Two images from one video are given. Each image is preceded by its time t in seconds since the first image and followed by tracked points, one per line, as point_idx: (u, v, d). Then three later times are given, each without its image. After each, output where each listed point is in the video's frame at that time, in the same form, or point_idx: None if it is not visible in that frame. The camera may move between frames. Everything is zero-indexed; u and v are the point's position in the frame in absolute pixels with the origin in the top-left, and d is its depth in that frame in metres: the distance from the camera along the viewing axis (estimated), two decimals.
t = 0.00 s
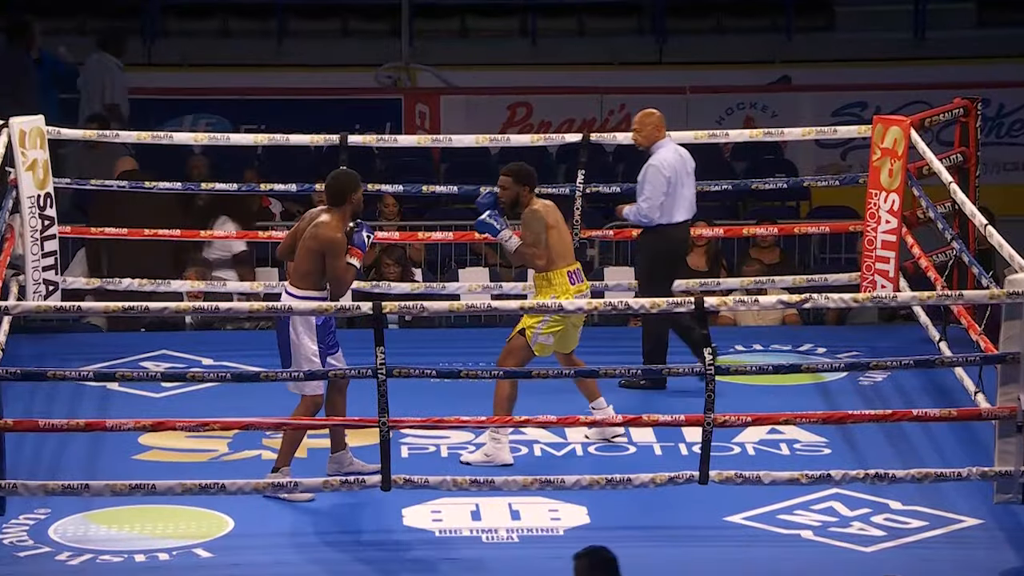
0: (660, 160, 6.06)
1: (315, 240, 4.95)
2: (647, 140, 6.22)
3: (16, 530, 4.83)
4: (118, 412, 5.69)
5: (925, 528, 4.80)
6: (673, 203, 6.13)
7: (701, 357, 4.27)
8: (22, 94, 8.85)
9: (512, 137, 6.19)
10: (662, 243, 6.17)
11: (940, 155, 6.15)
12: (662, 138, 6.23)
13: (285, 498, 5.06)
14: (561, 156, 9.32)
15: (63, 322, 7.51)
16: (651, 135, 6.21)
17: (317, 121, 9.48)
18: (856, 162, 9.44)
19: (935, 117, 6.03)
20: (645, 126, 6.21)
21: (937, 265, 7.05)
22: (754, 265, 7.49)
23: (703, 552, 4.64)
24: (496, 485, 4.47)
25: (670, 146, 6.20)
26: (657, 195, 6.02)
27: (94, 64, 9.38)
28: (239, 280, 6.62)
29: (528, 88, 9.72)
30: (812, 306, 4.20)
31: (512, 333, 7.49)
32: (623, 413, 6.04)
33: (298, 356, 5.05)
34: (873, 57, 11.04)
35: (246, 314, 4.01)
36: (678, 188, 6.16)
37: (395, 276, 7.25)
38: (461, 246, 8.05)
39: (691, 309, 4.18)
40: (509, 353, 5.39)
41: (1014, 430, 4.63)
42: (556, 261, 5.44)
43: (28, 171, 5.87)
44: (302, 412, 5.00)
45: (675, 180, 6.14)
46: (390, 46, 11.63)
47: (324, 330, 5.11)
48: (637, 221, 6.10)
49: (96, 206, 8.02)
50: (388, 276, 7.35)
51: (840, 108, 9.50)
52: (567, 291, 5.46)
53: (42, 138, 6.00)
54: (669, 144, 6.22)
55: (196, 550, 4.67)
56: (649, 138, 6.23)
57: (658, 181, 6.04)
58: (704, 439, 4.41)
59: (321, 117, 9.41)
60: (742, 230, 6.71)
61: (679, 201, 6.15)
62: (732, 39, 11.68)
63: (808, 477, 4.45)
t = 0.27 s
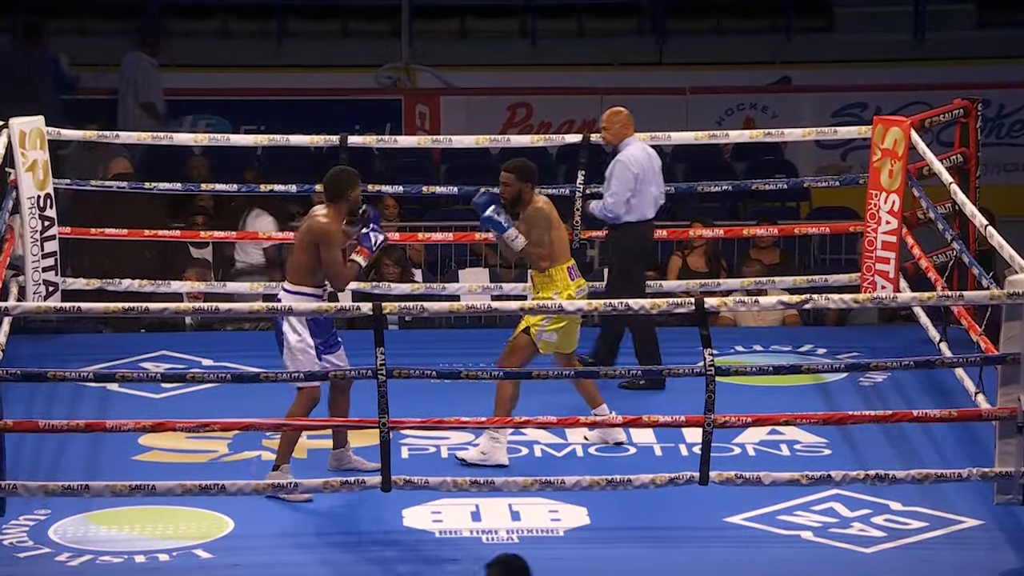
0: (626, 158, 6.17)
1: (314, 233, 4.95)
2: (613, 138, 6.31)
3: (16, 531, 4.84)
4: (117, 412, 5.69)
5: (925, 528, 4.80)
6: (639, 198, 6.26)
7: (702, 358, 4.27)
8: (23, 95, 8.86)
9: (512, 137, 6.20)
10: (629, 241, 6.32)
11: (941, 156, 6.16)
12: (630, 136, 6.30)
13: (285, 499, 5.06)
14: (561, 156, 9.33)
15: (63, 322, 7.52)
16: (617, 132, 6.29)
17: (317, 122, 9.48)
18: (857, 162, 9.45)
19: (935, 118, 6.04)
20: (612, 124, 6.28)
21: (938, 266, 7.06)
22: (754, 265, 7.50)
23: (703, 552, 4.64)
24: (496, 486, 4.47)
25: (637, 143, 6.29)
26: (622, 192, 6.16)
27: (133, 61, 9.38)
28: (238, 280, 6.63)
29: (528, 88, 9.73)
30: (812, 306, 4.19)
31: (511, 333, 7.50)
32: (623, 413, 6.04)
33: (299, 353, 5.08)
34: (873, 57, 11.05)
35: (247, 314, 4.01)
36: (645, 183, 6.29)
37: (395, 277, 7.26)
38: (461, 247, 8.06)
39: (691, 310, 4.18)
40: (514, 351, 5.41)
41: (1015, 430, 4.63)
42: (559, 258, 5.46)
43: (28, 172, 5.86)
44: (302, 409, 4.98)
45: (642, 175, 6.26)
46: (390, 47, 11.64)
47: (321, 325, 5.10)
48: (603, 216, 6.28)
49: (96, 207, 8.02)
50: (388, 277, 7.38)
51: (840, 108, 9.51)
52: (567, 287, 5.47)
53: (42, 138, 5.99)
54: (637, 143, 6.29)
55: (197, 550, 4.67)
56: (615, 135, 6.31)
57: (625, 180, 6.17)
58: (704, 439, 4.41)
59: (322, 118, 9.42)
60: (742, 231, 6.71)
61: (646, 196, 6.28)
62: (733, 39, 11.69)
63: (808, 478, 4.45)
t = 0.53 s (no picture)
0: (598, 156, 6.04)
1: (314, 228, 5.07)
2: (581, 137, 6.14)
3: (16, 531, 4.83)
4: (116, 412, 5.69)
5: (924, 528, 4.80)
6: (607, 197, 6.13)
7: (701, 358, 4.27)
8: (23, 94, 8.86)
9: (511, 137, 6.20)
10: (597, 239, 6.14)
11: (940, 155, 6.16)
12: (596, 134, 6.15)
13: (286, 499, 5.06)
14: (560, 156, 9.33)
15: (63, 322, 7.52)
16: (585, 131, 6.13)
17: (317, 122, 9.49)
18: (856, 162, 9.45)
19: (933, 118, 6.04)
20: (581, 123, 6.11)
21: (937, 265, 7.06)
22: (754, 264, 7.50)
23: (703, 552, 4.64)
24: (495, 486, 4.47)
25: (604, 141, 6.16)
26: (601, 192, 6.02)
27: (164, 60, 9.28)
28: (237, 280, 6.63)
29: (528, 88, 9.73)
30: (811, 306, 4.20)
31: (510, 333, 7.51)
32: (622, 413, 6.04)
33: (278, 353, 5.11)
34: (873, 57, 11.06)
35: (246, 314, 4.01)
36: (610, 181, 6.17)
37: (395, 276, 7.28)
38: (460, 246, 8.06)
39: (690, 310, 4.18)
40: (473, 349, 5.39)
41: (1014, 430, 4.64)
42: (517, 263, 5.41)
43: (27, 172, 5.85)
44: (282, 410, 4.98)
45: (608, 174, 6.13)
46: (390, 47, 11.64)
47: (306, 325, 5.12)
48: (580, 216, 6.09)
49: (95, 207, 8.02)
50: (386, 277, 7.38)
51: (840, 108, 9.51)
52: (530, 293, 5.40)
53: (41, 138, 5.98)
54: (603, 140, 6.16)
55: (196, 550, 4.67)
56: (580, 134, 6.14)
57: (601, 178, 6.05)
58: (704, 439, 4.41)
59: (322, 118, 9.42)
60: (742, 231, 6.71)
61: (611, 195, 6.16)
62: (733, 39, 11.69)
63: (807, 478, 4.45)
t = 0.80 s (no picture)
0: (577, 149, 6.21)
1: (273, 235, 4.93)
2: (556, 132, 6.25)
3: (16, 531, 4.83)
4: (116, 412, 5.69)
5: (924, 528, 4.80)
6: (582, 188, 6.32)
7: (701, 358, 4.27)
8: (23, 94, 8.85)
9: (511, 137, 6.20)
10: (570, 233, 6.35)
11: (940, 155, 6.16)
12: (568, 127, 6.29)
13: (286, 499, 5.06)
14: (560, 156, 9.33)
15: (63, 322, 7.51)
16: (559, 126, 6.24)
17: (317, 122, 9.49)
18: (856, 162, 9.46)
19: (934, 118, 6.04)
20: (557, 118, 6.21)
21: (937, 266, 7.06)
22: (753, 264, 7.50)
23: (703, 552, 4.64)
24: (496, 485, 4.47)
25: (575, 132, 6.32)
26: (585, 185, 6.21)
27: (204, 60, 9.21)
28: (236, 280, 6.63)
29: (528, 88, 9.73)
30: (811, 306, 4.20)
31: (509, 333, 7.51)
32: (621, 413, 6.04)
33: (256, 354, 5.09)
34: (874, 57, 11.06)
35: (246, 315, 4.02)
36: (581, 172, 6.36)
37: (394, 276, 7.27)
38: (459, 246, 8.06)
39: (690, 310, 4.18)
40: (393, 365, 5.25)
41: (1014, 430, 4.64)
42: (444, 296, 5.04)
43: (28, 172, 5.85)
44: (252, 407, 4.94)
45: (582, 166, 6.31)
46: (390, 47, 11.64)
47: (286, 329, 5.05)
48: (568, 209, 6.27)
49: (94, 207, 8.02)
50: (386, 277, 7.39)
51: (840, 108, 9.51)
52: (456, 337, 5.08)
53: (41, 138, 5.98)
54: (575, 135, 6.30)
55: (196, 550, 4.67)
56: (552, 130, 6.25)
57: (581, 172, 6.22)
58: (704, 439, 4.41)
59: (322, 118, 9.42)
60: (741, 231, 6.71)
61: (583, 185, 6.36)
62: (733, 39, 11.70)
63: (808, 478, 4.45)
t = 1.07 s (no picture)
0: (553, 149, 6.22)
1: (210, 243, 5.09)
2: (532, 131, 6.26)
3: (15, 531, 4.83)
4: (116, 412, 5.68)
5: (924, 528, 4.80)
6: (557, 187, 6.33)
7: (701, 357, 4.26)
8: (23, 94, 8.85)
9: (511, 137, 6.20)
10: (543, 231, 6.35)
11: (940, 155, 6.16)
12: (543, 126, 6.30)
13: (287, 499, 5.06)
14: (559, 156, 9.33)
15: (63, 322, 7.51)
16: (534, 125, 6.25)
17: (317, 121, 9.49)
18: (856, 161, 9.46)
19: (932, 118, 6.04)
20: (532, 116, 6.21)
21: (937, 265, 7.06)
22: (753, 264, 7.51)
23: (703, 552, 4.64)
24: (495, 485, 4.47)
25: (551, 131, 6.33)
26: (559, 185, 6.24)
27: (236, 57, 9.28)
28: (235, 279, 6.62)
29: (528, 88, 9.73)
30: (811, 305, 4.19)
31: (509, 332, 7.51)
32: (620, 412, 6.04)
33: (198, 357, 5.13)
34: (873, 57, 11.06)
35: (246, 314, 4.01)
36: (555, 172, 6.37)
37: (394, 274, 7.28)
38: (459, 245, 8.06)
39: (690, 309, 4.17)
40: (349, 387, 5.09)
41: (1013, 430, 4.64)
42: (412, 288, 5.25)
43: (27, 172, 5.85)
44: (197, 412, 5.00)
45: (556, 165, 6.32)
46: (390, 47, 11.64)
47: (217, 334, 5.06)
48: (541, 208, 6.27)
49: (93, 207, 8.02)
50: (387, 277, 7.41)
51: (840, 108, 9.51)
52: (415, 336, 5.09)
53: (41, 138, 5.98)
54: (551, 135, 6.30)
55: (196, 550, 4.67)
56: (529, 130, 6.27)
57: (556, 172, 6.24)
58: (704, 439, 4.41)
59: (321, 117, 9.42)
60: (740, 230, 6.70)
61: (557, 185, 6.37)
62: (733, 39, 11.70)
63: (808, 477, 4.44)
